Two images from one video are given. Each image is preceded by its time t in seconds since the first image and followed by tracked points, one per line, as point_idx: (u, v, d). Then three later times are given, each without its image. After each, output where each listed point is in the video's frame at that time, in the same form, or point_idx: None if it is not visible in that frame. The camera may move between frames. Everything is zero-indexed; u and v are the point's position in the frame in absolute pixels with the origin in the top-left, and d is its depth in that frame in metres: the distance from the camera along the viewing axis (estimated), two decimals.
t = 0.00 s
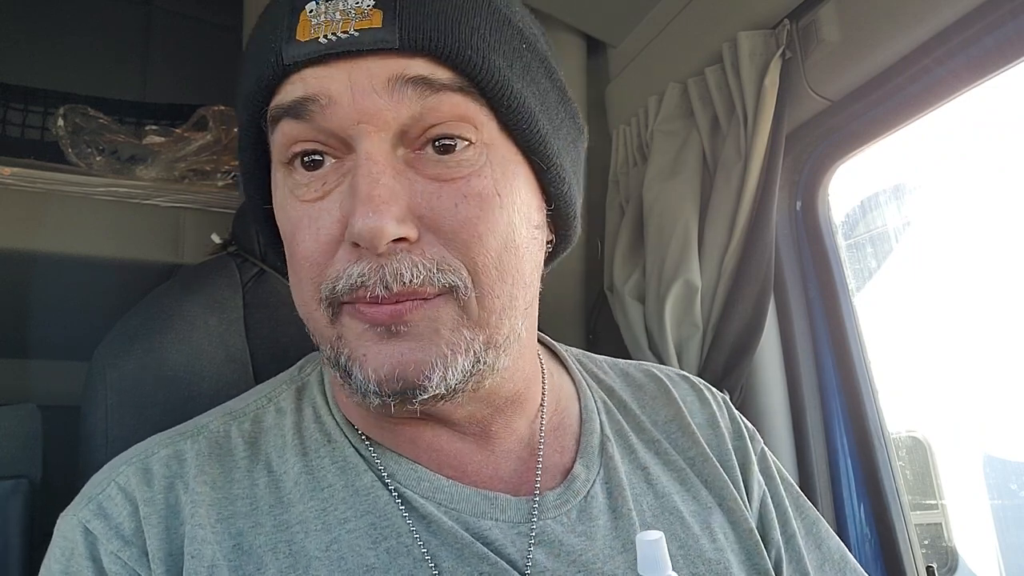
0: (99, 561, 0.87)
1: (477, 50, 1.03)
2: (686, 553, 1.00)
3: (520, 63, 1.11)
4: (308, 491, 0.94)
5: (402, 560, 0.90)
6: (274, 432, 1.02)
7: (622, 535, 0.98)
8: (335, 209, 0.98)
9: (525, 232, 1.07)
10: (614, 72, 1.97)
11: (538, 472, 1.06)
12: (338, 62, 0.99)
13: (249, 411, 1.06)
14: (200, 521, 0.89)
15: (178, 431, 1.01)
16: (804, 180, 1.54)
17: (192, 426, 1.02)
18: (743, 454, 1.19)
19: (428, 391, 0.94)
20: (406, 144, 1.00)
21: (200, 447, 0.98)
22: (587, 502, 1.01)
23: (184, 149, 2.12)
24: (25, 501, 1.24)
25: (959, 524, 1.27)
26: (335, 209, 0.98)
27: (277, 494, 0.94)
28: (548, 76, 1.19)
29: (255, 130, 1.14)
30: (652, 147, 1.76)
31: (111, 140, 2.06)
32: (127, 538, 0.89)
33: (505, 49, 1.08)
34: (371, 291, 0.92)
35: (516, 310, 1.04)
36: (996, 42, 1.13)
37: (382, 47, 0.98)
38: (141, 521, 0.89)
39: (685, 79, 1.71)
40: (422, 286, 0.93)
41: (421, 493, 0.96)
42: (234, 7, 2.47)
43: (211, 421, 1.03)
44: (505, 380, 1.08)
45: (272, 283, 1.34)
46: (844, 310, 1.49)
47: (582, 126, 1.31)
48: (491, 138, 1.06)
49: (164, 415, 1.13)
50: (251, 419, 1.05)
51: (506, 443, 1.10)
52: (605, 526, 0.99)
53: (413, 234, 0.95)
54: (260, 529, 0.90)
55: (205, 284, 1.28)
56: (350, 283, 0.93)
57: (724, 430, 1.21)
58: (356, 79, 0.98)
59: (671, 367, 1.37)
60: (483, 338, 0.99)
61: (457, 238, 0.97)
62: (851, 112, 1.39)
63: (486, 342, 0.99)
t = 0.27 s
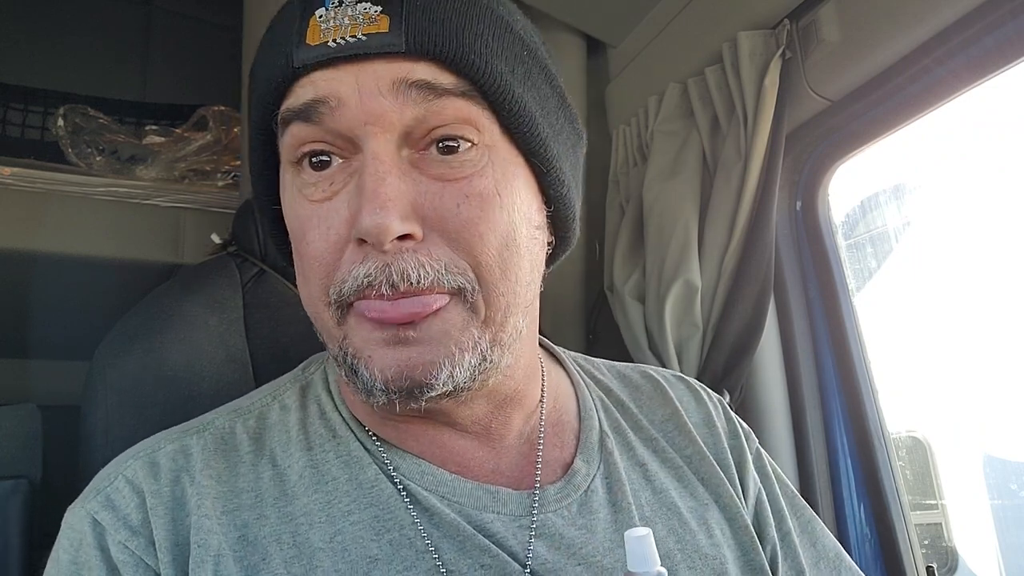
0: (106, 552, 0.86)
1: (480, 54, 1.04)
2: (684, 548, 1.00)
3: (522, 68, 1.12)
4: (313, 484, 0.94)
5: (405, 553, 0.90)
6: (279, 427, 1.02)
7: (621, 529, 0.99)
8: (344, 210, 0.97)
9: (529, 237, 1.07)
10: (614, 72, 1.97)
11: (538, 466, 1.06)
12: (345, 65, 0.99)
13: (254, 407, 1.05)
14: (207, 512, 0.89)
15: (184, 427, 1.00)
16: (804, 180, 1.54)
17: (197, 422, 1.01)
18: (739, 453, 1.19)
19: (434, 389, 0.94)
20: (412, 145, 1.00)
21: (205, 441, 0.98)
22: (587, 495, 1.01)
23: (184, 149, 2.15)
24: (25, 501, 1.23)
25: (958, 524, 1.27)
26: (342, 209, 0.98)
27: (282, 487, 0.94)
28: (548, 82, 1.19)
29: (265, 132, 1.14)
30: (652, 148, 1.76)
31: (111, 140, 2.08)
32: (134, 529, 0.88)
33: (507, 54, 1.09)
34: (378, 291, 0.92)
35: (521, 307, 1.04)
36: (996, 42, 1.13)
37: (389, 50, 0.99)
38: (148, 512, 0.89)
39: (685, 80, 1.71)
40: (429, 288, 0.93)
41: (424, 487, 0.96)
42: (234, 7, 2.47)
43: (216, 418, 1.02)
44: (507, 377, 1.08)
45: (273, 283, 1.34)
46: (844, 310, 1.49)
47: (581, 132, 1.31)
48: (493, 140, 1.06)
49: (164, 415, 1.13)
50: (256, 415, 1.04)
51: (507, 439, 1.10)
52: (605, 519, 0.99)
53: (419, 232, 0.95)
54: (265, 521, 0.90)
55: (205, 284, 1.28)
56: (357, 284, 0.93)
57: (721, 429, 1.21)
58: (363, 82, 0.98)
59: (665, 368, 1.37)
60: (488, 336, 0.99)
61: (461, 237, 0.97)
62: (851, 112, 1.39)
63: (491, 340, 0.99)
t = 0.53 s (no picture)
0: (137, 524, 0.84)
1: (494, 46, 1.04)
2: (687, 535, 0.98)
3: (535, 64, 1.12)
4: (331, 463, 0.92)
5: (419, 529, 0.88)
6: (302, 411, 1.00)
7: (632, 515, 0.96)
8: (364, 193, 0.98)
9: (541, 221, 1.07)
10: (614, 72, 1.97)
11: (550, 452, 1.04)
12: (369, 56, 1.01)
13: (277, 393, 1.04)
14: (232, 488, 0.87)
15: (211, 411, 0.99)
16: (804, 180, 1.54)
17: (222, 408, 1.00)
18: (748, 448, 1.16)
19: (460, 381, 0.95)
20: (431, 134, 1.00)
21: (231, 423, 0.96)
22: (598, 481, 0.99)
23: (184, 149, 2.16)
24: (25, 500, 1.23)
25: (958, 524, 1.27)
26: (364, 192, 0.98)
27: (303, 465, 0.92)
28: (559, 80, 1.19)
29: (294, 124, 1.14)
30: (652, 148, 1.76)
31: (111, 140, 2.08)
32: (164, 502, 0.86)
33: (520, 49, 1.09)
34: (393, 260, 0.93)
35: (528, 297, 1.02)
36: (996, 42, 1.13)
37: (410, 42, 1.00)
38: (178, 486, 0.87)
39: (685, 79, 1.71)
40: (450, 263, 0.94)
41: (438, 467, 0.94)
42: (234, 7, 2.47)
43: (240, 403, 1.01)
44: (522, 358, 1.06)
45: (273, 283, 1.34)
46: (844, 310, 1.49)
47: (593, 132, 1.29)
48: (507, 130, 1.06)
49: (164, 415, 1.12)
50: (278, 399, 1.03)
51: (522, 420, 1.08)
52: (615, 505, 0.97)
53: (438, 211, 0.96)
54: (287, 497, 0.88)
55: (205, 284, 1.28)
56: (372, 254, 0.94)
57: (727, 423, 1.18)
58: (386, 72, 0.99)
59: (678, 368, 1.33)
60: (508, 326, 0.99)
61: (476, 221, 0.98)
62: (851, 112, 1.39)
63: (512, 331, 1.00)
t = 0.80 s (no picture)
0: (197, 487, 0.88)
1: (533, 35, 1.06)
2: (717, 523, 0.93)
3: (576, 55, 1.13)
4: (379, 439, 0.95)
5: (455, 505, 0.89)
6: (359, 391, 1.03)
7: (667, 505, 0.93)
8: (408, 174, 1.01)
9: (584, 214, 1.08)
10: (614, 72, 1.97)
11: (590, 444, 1.02)
12: (413, 45, 1.04)
13: (339, 377, 1.07)
14: (284, 459, 0.91)
15: (278, 391, 1.04)
16: (803, 180, 1.54)
17: (287, 387, 1.04)
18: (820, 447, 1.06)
19: (485, 341, 0.95)
20: (471, 116, 1.03)
21: (293, 401, 1.00)
22: (638, 472, 0.96)
23: (184, 149, 2.15)
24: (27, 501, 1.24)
25: (958, 524, 1.27)
26: (407, 173, 1.01)
27: (352, 441, 0.95)
28: (603, 72, 1.19)
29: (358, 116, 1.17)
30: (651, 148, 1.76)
31: (111, 140, 2.08)
32: (222, 470, 0.90)
33: (561, 41, 1.11)
34: (430, 232, 0.95)
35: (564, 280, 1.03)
36: (996, 42, 1.14)
37: (452, 28, 1.02)
38: (237, 455, 0.91)
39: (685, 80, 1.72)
40: (481, 230, 0.96)
41: (483, 453, 0.95)
42: (234, 7, 2.47)
43: (306, 385, 1.05)
44: (565, 346, 1.06)
45: (275, 282, 1.34)
46: (844, 310, 1.49)
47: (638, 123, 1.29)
48: (544, 113, 1.08)
49: (165, 415, 1.12)
50: (339, 382, 1.06)
51: (563, 413, 1.07)
52: (650, 495, 0.94)
53: (471, 186, 0.98)
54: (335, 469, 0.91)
55: (206, 284, 1.28)
56: (411, 228, 0.96)
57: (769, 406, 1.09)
58: (428, 60, 1.03)
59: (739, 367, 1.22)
60: (538, 293, 0.98)
61: (516, 197, 0.99)
62: (851, 112, 1.40)
63: (541, 298, 0.98)
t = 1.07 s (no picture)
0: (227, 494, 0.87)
1: (588, 88, 0.98)
2: (756, 547, 0.93)
3: (635, 98, 1.04)
4: (412, 453, 0.94)
5: (489, 525, 0.89)
6: (388, 400, 1.03)
7: (702, 523, 0.93)
8: (448, 223, 0.96)
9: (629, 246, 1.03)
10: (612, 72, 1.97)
11: (628, 468, 1.00)
12: (459, 95, 0.96)
13: (367, 380, 1.06)
14: (316, 468, 0.90)
15: (307, 393, 1.03)
16: (804, 180, 1.54)
17: (314, 390, 1.03)
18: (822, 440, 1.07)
19: (522, 399, 0.93)
20: (518, 169, 0.96)
21: (322, 406, 0.99)
22: (673, 491, 0.96)
23: (184, 149, 2.15)
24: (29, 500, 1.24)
25: (958, 524, 1.27)
26: (447, 223, 0.96)
27: (385, 451, 0.94)
28: (664, 108, 1.10)
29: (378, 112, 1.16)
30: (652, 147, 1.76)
31: (111, 140, 2.08)
32: (254, 476, 0.89)
33: (616, 84, 1.02)
34: (471, 295, 0.92)
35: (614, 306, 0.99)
36: (996, 42, 1.14)
37: (501, 84, 0.95)
38: (268, 462, 0.90)
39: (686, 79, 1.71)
40: (523, 296, 0.92)
41: (513, 469, 0.94)
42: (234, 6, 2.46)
43: (333, 387, 1.04)
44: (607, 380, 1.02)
45: (276, 283, 1.33)
46: (844, 310, 1.49)
47: (694, 148, 1.20)
48: (597, 165, 1.00)
49: (166, 415, 1.12)
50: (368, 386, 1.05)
51: (600, 435, 1.04)
52: (685, 517, 0.94)
53: (517, 251, 0.93)
54: (366, 481, 0.91)
55: (206, 284, 1.28)
56: (452, 285, 0.93)
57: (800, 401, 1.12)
58: (474, 110, 0.95)
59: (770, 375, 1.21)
60: (577, 351, 0.95)
61: (563, 256, 0.94)
62: (851, 112, 1.40)
63: (580, 355, 0.96)
